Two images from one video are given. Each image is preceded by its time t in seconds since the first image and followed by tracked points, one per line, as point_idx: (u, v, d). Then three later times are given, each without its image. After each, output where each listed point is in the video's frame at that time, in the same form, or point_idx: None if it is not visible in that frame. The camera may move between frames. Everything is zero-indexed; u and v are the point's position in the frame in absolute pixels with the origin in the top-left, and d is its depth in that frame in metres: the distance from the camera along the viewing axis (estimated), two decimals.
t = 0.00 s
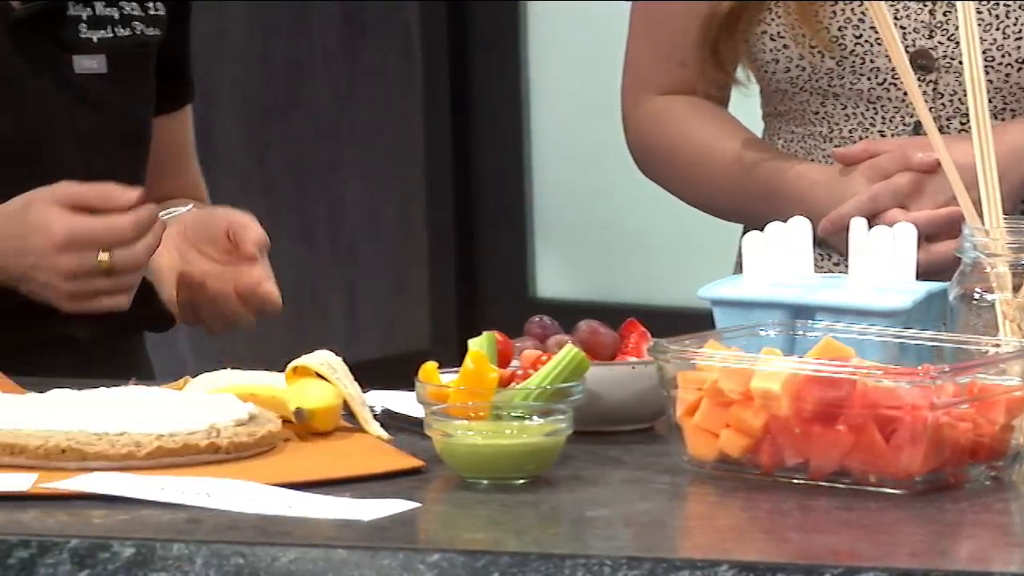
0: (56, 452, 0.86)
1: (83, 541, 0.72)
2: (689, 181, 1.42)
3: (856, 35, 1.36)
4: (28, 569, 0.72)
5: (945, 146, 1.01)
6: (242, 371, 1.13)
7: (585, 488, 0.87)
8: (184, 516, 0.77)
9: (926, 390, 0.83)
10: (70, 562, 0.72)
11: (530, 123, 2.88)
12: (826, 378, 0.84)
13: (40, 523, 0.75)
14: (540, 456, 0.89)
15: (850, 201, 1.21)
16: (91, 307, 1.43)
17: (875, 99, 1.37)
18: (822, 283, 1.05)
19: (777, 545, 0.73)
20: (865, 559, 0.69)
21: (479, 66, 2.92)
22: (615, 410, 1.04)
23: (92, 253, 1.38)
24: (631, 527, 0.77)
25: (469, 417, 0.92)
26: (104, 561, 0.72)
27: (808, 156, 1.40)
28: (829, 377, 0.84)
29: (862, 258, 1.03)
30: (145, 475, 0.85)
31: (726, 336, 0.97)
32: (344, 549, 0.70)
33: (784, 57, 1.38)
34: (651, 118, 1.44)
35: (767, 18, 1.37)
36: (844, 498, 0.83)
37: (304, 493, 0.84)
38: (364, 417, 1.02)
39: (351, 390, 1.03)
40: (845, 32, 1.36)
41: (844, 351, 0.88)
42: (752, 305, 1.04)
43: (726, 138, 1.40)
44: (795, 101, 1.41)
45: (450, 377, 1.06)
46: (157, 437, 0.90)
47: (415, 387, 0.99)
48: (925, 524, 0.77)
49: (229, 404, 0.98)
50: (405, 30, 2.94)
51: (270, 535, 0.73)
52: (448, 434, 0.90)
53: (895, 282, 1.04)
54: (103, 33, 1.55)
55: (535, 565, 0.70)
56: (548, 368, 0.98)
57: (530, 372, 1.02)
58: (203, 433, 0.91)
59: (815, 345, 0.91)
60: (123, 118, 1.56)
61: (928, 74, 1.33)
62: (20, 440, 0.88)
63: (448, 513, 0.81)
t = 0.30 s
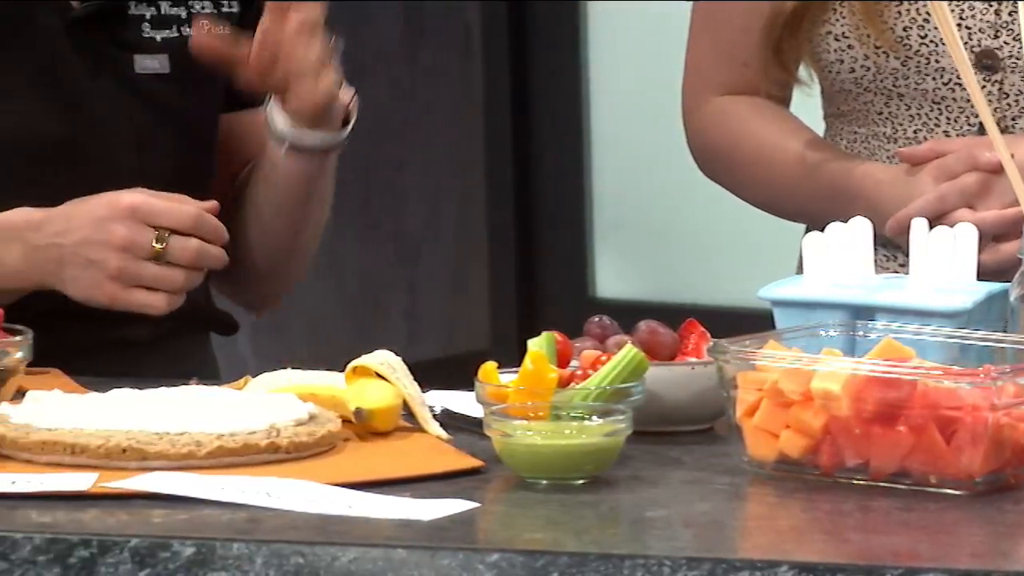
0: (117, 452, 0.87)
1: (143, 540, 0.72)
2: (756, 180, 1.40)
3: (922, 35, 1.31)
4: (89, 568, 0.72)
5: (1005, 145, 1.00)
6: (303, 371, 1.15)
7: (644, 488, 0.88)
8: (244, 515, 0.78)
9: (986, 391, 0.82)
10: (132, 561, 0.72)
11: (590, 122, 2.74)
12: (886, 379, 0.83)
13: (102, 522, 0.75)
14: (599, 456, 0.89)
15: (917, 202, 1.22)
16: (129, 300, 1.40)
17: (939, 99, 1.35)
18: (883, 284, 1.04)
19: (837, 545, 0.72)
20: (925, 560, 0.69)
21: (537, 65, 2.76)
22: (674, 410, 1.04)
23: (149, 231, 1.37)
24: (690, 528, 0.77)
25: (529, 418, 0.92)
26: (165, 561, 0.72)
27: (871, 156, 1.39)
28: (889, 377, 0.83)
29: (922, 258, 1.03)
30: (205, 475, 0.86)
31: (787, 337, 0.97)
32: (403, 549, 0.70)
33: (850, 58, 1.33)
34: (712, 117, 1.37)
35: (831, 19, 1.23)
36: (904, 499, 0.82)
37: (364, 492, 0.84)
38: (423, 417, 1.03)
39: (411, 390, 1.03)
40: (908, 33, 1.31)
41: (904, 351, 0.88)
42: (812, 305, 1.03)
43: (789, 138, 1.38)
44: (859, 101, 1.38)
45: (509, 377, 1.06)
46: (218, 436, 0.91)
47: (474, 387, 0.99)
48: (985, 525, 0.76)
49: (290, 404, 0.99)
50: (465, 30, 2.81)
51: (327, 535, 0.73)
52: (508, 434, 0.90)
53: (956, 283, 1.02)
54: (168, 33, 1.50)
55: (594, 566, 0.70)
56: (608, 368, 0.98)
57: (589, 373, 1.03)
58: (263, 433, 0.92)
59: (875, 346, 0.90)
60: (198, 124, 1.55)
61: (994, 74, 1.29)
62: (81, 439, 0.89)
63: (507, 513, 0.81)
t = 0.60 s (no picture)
0: (175, 451, 0.88)
1: (201, 540, 0.72)
2: (812, 182, 1.40)
3: (975, 35, 1.33)
4: (146, 568, 0.72)
5: None
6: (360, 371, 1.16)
7: (701, 489, 0.88)
8: (301, 515, 0.78)
9: None
10: (189, 561, 0.72)
11: (647, 123, 2.90)
12: (943, 380, 0.83)
13: (161, 521, 0.75)
14: (656, 456, 0.89)
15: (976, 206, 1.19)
16: (179, 275, 1.40)
17: (992, 100, 1.35)
18: (941, 284, 1.03)
19: (896, 546, 0.72)
20: (984, 561, 0.68)
21: (594, 66, 2.94)
22: (730, 410, 1.04)
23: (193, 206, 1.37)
24: (747, 529, 0.77)
25: (585, 417, 0.92)
26: (221, 560, 0.72)
27: (920, 157, 1.40)
28: (946, 378, 0.83)
29: (979, 258, 1.01)
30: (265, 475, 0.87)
31: (844, 338, 0.97)
32: (460, 549, 0.71)
33: (902, 57, 1.36)
34: (771, 116, 1.42)
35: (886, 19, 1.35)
36: (963, 501, 0.82)
37: (421, 492, 0.85)
38: (480, 417, 1.03)
39: (468, 390, 1.04)
40: (964, 33, 1.34)
41: (963, 351, 0.87)
42: (869, 304, 1.02)
43: (842, 139, 1.38)
44: (909, 100, 1.39)
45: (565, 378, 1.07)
46: (275, 436, 0.92)
47: (531, 387, 1.00)
48: None
49: (348, 405, 1.00)
50: (524, 31, 2.91)
51: (381, 535, 0.73)
52: (565, 434, 0.90)
53: (1016, 282, 1.00)
54: (223, 23, 1.57)
55: (651, 566, 0.70)
56: (665, 368, 0.98)
57: (645, 373, 1.03)
58: (321, 433, 0.93)
59: (932, 347, 0.89)
60: (253, 109, 1.58)
61: None
62: (139, 439, 0.90)
63: (564, 513, 0.81)
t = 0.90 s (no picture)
0: (232, 451, 0.89)
1: (258, 539, 0.72)
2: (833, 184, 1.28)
3: (996, 34, 1.23)
4: (203, 568, 0.72)
5: None
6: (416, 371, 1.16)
7: (757, 489, 0.87)
8: (357, 515, 0.79)
9: None
10: (245, 561, 0.72)
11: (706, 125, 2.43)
12: (1003, 381, 0.81)
13: (219, 521, 0.76)
14: (714, 456, 0.89)
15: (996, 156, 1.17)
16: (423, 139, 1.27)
17: (1010, 96, 1.26)
18: (999, 283, 1.02)
19: (954, 547, 0.71)
20: None
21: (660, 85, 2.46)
22: (788, 410, 1.04)
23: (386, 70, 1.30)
24: (804, 530, 0.76)
25: (642, 417, 0.92)
26: (278, 560, 0.72)
27: (936, 156, 1.29)
28: (1006, 379, 0.81)
29: None
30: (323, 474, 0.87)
31: (901, 339, 0.97)
32: (516, 549, 0.71)
33: (919, 56, 1.23)
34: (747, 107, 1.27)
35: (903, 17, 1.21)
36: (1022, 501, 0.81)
37: (478, 492, 0.85)
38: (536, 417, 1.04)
39: (524, 390, 1.05)
40: (981, 32, 1.23)
41: None
42: (926, 306, 1.01)
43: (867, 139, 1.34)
44: (925, 98, 1.27)
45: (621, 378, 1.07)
46: (332, 435, 0.93)
47: (588, 388, 1.00)
48: None
49: (404, 405, 1.01)
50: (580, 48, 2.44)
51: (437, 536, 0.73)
52: (621, 434, 0.90)
53: None
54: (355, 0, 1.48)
55: (708, 567, 0.70)
56: (720, 370, 0.98)
57: (703, 373, 1.03)
58: (377, 433, 0.94)
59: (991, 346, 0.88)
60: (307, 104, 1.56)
61: None
62: (196, 439, 0.91)
63: (620, 513, 0.82)
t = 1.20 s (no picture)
0: (289, 451, 0.90)
1: (314, 539, 0.73)
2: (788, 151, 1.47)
3: (958, 22, 1.36)
4: (260, 567, 0.73)
5: None
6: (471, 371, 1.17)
7: (813, 490, 0.87)
8: (413, 514, 0.79)
9: None
10: (302, 560, 0.73)
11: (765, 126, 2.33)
12: None
13: (276, 521, 0.77)
14: (770, 456, 0.89)
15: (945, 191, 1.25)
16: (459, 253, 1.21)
17: (972, 84, 1.38)
18: None
19: (1015, 549, 0.71)
20: None
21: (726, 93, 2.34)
22: (846, 410, 1.03)
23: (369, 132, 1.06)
24: (861, 531, 0.76)
25: (698, 418, 0.91)
26: (335, 560, 0.73)
27: (903, 138, 1.45)
28: None
29: None
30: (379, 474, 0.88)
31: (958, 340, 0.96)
32: (572, 550, 0.71)
33: (884, 40, 1.40)
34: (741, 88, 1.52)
35: None
36: None
37: (533, 492, 0.86)
38: (591, 416, 1.04)
39: (579, 390, 1.05)
40: (945, 19, 1.36)
41: None
42: (984, 307, 1.01)
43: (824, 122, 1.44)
44: (893, 83, 1.44)
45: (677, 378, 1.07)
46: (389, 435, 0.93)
47: (643, 388, 0.99)
48: None
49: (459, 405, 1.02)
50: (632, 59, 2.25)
51: (494, 536, 0.74)
52: (677, 435, 0.90)
53: None
54: (529, 8, 1.51)
55: (764, 568, 0.69)
56: (777, 370, 0.98)
57: (759, 372, 1.02)
58: (434, 432, 0.94)
59: None
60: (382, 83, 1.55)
61: None
62: (253, 439, 0.92)
63: (676, 513, 0.82)
